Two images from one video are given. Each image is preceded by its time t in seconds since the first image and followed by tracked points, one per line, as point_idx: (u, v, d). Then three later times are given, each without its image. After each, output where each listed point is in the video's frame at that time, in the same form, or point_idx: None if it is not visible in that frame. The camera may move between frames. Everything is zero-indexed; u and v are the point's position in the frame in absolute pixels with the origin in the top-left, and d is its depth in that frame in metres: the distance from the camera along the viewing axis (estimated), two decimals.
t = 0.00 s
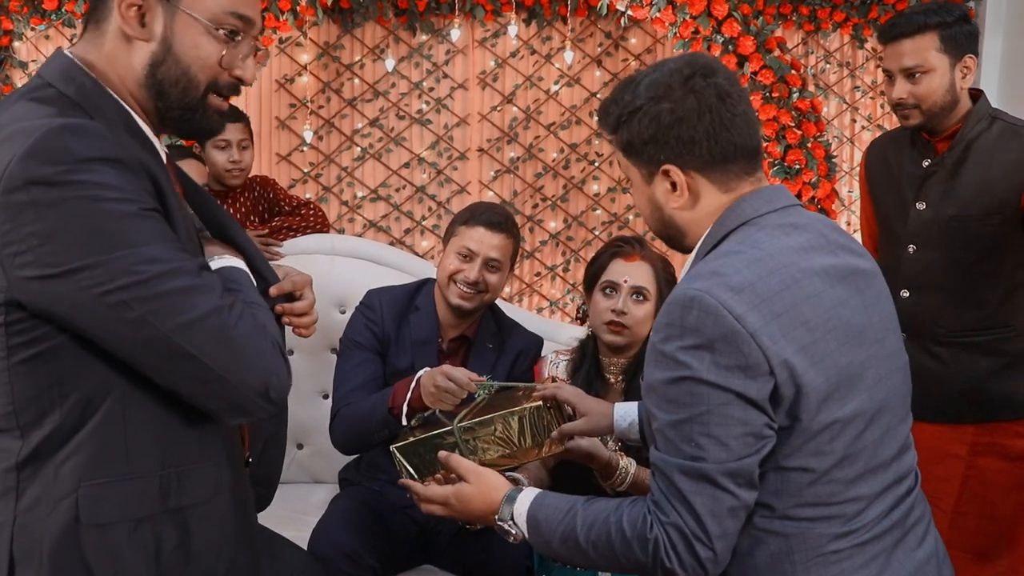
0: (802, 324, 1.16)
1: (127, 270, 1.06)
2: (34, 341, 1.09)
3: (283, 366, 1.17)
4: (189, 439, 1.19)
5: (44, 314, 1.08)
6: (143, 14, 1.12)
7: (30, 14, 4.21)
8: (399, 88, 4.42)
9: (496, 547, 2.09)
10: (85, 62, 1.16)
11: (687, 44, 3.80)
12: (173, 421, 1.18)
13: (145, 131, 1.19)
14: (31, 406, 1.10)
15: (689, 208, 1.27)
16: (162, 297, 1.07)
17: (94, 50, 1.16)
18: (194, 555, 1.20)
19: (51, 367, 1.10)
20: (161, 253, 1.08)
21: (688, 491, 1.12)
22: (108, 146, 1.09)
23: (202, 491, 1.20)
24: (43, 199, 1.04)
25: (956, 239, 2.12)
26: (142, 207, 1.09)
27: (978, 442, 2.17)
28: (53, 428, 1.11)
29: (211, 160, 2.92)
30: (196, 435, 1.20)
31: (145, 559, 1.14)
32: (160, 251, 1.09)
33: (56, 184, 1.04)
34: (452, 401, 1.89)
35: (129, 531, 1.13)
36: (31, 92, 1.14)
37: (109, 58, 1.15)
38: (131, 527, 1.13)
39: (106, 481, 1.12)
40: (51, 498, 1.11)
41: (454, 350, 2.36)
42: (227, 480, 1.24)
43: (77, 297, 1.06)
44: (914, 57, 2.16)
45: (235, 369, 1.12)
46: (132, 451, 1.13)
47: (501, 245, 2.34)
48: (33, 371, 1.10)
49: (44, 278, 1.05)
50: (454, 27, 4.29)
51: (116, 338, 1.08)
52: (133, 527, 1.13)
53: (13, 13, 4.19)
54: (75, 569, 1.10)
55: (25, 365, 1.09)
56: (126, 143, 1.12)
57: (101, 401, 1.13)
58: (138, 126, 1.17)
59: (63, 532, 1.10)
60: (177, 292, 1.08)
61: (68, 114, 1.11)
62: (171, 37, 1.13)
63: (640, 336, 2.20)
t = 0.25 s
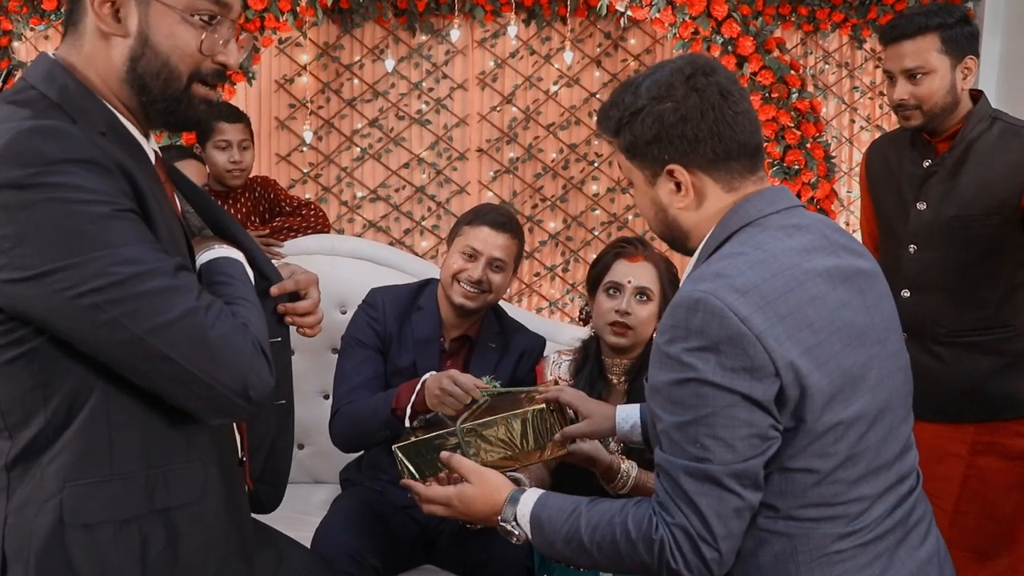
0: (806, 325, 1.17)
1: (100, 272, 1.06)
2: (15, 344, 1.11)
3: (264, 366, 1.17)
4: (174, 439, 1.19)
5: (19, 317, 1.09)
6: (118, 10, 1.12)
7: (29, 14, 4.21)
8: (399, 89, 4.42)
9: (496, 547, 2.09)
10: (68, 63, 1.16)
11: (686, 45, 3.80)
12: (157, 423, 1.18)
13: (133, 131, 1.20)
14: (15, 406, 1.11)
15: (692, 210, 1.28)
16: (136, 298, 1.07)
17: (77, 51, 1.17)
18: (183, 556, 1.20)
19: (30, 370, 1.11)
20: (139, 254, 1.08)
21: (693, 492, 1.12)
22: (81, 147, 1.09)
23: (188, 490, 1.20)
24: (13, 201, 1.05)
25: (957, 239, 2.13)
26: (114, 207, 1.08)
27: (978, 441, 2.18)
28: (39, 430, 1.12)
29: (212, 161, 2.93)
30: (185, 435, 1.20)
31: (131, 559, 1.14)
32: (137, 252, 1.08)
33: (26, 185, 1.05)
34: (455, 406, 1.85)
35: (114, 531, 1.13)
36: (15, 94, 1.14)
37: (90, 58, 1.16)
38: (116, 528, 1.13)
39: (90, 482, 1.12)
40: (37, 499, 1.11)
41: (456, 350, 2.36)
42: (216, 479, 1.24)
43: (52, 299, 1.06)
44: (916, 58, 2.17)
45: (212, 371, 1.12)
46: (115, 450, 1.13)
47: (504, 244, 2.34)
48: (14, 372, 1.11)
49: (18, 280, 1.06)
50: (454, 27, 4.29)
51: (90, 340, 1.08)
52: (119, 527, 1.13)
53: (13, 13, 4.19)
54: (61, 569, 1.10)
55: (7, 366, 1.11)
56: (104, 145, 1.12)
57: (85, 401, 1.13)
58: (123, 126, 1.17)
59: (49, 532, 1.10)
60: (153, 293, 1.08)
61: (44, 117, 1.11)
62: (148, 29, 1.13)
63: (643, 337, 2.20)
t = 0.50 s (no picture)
0: (809, 325, 1.18)
1: (87, 274, 1.07)
2: (8, 348, 1.11)
3: (255, 364, 1.17)
4: (170, 438, 1.19)
5: (12, 321, 1.09)
6: (151, 29, 1.15)
7: (29, 14, 4.21)
8: (399, 89, 4.43)
9: (498, 546, 2.10)
10: (57, 69, 1.16)
11: (686, 45, 3.81)
12: (153, 421, 1.18)
13: (125, 135, 1.19)
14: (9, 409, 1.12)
15: (698, 208, 1.29)
16: (125, 300, 1.08)
17: (68, 57, 1.16)
18: (181, 554, 1.21)
19: (25, 372, 1.11)
20: (127, 255, 1.09)
21: (699, 491, 1.13)
22: (66, 151, 1.09)
23: (185, 488, 1.20)
24: None
25: (958, 238, 2.14)
26: (101, 210, 1.08)
27: (979, 440, 2.19)
28: (34, 433, 1.12)
29: (215, 161, 2.94)
30: (181, 432, 1.21)
31: (129, 558, 1.15)
32: (125, 254, 1.09)
33: (13, 191, 1.05)
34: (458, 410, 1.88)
35: (113, 531, 1.13)
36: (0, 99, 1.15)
37: (86, 64, 1.15)
38: (114, 527, 1.13)
39: (86, 483, 1.12)
40: (34, 500, 1.11)
41: (458, 350, 2.36)
42: (211, 476, 1.25)
43: (41, 303, 1.07)
44: (917, 59, 2.19)
45: (204, 371, 1.12)
46: (111, 450, 1.14)
47: (507, 240, 2.35)
48: (8, 376, 1.11)
49: (9, 285, 1.07)
50: (454, 28, 4.30)
51: (79, 341, 1.08)
52: (116, 527, 1.14)
53: (13, 14, 4.19)
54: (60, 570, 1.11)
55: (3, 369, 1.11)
56: (93, 147, 1.13)
57: (80, 402, 1.13)
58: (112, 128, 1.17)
59: (47, 533, 1.10)
60: (143, 295, 1.08)
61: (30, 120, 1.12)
62: (178, 55, 1.17)
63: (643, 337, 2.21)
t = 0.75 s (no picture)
0: (810, 326, 1.18)
1: (98, 280, 1.07)
2: (17, 351, 1.11)
3: (260, 367, 1.20)
4: (174, 440, 1.20)
5: (23, 324, 1.10)
6: (167, 45, 1.16)
7: (31, 15, 4.22)
8: (400, 89, 4.44)
9: (500, 546, 2.11)
10: (65, 75, 1.16)
11: (687, 46, 3.82)
12: (157, 423, 1.19)
13: (130, 143, 1.20)
14: (20, 413, 1.13)
15: (713, 196, 1.30)
16: (134, 306, 1.09)
17: (79, 64, 1.16)
18: (184, 554, 1.22)
19: (33, 376, 1.12)
20: (137, 261, 1.09)
21: (700, 492, 1.14)
22: (78, 156, 1.09)
23: (189, 489, 1.21)
24: (15, 213, 1.06)
25: (959, 239, 2.15)
26: (112, 215, 1.09)
27: (979, 438, 2.20)
28: (40, 436, 1.13)
29: (217, 162, 2.95)
30: (182, 435, 1.22)
31: (135, 559, 1.16)
32: (135, 259, 1.09)
33: (28, 196, 1.06)
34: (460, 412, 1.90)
35: (118, 532, 1.14)
36: (7, 104, 1.16)
37: (96, 73, 1.16)
38: (119, 529, 1.14)
39: (93, 484, 1.13)
40: (39, 503, 1.12)
41: (459, 350, 2.37)
42: (214, 477, 1.25)
43: (53, 309, 1.08)
44: (918, 60, 2.20)
45: (212, 375, 1.14)
46: (117, 453, 1.15)
47: (507, 240, 2.36)
48: (14, 381, 1.12)
49: (22, 290, 1.07)
50: (455, 28, 4.31)
51: (90, 346, 1.09)
52: (122, 528, 1.15)
53: (15, 14, 4.19)
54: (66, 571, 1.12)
55: (10, 373, 1.12)
56: (105, 153, 1.13)
57: (87, 404, 1.14)
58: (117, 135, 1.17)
59: (54, 536, 1.11)
60: (151, 301, 1.09)
61: (42, 124, 1.12)
62: (190, 71, 1.18)
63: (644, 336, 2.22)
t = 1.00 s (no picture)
0: (808, 329, 1.19)
1: (124, 283, 1.08)
2: (34, 353, 1.11)
3: (273, 371, 1.21)
4: (184, 441, 1.21)
5: (43, 326, 1.09)
6: (183, 56, 1.17)
7: (31, 15, 4.22)
8: (400, 90, 4.44)
9: (500, 546, 2.11)
10: (81, 81, 1.17)
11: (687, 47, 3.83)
12: (169, 425, 1.20)
13: (141, 148, 1.21)
14: (34, 417, 1.12)
15: (719, 197, 1.32)
16: (156, 311, 1.09)
17: (94, 70, 1.17)
18: (192, 554, 1.23)
19: (49, 378, 1.12)
20: (159, 266, 1.10)
21: (691, 492, 1.14)
22: (102, 161, 1.10)
23: (198, 490, 1.23)
24: (42, 216, 1.06)
25: (959, 239, 2.16)
26: (135, 220, 1.10)
27: (978, 438, 2.21)
28: (51, 438, 1.13)
29: (218, 163, 2.95)
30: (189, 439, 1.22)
31: (148, 559, 1.17)
32: (156, 264, 1.10)
33: (56, 200, 1.06)
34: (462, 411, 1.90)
35: (132, 533, 1.15)
36: (22, 108, 1.16)
37: (112, 80, 1.17)
38: (132, 530, 1.15)
39: (106, 486, 1.14)
40: (51, 505, 1.12)
41: (459, 351, 2.37)
42: (219, 479, 1.27)
43: (76, 313, 1.08)
44: (917, 60, 2.21)
45: (231, 379, 1.15)
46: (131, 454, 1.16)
47: (504, 240, 2.36)
48: (27, 383, 1.11)
49: (44, 292, 1.07)
50: (455, 29, 4.31)
51: (112, 349, 1.10)
52: (135, 529, 1.16)
53: (15, 15, 4.19)
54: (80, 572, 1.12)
55: (24, 376, 1.11)
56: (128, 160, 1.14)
57: (102, 407, 1.14)
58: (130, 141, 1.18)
59: (67, 537, 1.12)
60: (172, 306, 1.10)
61: (63, 128, 1.13)
62: (205, 82, 1.20)
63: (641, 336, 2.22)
